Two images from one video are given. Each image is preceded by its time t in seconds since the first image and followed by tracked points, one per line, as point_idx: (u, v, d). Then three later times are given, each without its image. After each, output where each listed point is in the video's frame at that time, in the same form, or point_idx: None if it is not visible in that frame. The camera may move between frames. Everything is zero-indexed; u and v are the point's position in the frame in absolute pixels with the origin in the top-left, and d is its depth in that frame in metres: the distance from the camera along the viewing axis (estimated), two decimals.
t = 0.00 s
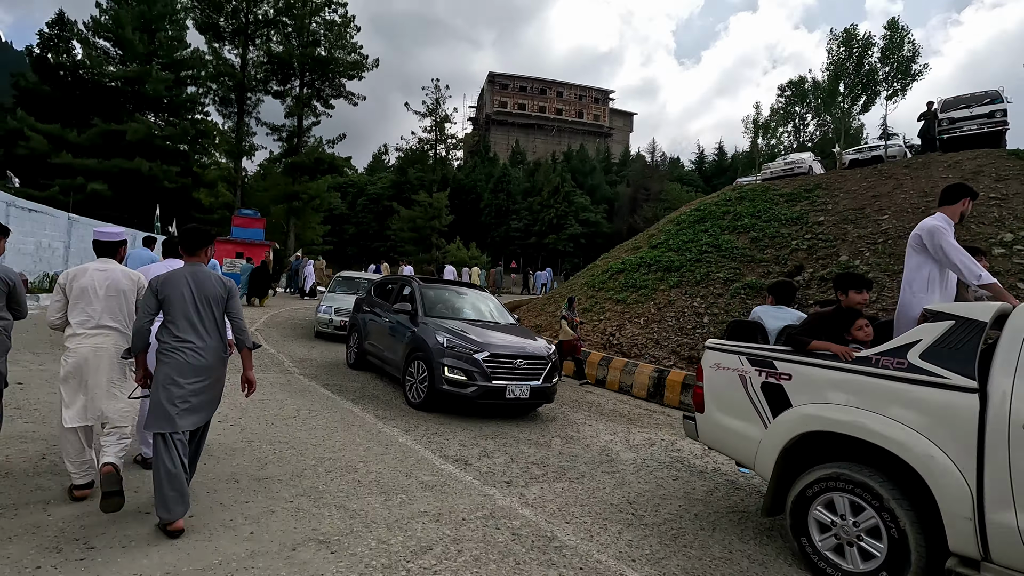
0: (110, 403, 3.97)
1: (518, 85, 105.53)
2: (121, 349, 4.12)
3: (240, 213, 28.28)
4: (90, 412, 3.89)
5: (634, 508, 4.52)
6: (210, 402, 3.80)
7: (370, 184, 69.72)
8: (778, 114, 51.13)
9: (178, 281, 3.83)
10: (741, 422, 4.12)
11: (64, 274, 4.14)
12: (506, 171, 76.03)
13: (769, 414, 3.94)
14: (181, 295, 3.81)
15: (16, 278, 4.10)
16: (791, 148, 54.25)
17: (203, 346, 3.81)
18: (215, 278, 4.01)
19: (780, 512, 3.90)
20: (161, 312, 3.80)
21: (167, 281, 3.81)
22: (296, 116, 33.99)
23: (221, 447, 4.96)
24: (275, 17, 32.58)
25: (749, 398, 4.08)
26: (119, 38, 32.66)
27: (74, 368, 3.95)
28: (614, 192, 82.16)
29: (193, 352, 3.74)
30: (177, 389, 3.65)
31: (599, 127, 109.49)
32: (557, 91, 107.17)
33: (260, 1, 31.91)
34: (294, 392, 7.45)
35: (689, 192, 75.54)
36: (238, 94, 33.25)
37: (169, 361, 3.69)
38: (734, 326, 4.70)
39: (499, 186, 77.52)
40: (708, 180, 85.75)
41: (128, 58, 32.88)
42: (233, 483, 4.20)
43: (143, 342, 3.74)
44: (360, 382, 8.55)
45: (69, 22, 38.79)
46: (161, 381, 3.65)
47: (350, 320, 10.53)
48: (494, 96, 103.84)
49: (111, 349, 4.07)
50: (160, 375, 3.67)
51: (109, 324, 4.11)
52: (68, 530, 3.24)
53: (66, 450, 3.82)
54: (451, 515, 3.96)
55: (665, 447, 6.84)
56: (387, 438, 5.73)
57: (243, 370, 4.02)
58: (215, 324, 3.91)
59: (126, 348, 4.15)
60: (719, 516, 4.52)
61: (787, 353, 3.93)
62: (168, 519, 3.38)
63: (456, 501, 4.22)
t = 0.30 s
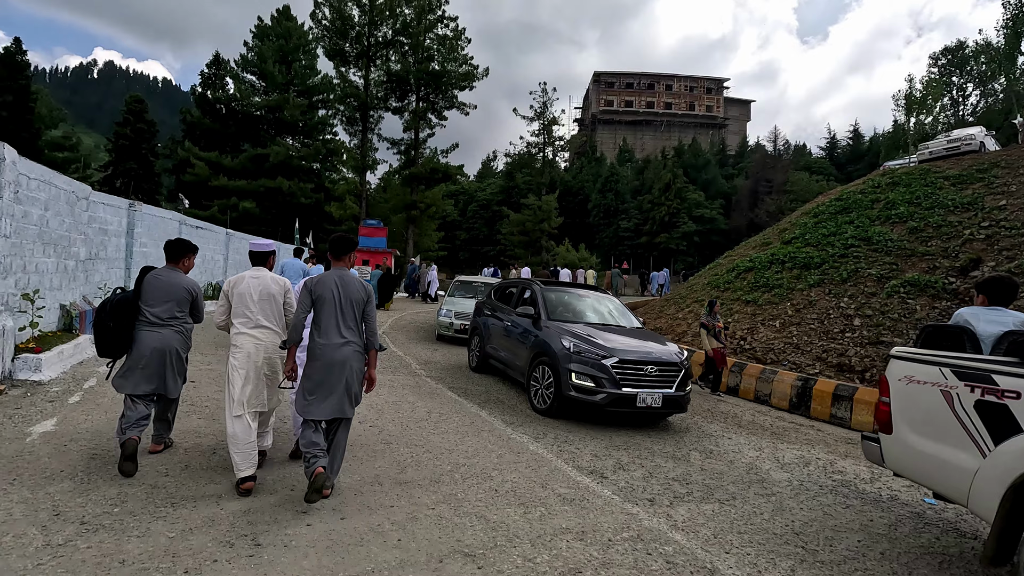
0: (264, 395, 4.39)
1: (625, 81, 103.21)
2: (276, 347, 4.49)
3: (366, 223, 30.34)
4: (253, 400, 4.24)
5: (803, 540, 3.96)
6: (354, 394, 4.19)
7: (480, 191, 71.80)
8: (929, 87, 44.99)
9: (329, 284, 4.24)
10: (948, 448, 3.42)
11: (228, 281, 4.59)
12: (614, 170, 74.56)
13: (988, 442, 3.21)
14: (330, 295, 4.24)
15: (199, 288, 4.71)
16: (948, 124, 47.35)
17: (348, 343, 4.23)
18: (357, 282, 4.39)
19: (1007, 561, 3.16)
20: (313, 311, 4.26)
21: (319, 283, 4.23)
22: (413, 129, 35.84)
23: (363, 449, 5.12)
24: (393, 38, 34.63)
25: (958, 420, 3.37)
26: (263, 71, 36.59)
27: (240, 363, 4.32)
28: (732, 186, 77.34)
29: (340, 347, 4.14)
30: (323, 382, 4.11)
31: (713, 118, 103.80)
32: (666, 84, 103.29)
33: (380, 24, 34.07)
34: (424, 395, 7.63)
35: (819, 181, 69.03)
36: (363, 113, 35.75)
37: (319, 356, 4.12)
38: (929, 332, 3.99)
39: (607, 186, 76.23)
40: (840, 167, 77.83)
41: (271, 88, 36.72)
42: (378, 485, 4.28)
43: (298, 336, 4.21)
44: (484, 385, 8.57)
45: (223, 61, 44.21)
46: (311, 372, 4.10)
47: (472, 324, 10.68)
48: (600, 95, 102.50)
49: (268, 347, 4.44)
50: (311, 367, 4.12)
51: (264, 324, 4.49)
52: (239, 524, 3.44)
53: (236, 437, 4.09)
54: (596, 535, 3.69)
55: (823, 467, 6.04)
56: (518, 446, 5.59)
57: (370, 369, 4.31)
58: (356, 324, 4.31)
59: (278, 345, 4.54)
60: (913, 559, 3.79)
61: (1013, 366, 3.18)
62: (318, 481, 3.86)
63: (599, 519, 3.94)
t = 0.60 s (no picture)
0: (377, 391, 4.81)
1: (731, 67, 97.32)
2: (390, 347, 4.92)
3: (468, 226, 31.06)
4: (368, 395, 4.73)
5: None
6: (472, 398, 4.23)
7: (578, 189, 71.25)
8: None
9: (443, 294, 4.28)
10: None
11: (352, 284, 5.04)
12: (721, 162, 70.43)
13: None
14: (446, 306, 4.26)
15: (325, 290, 5.19)
16: None
17: (462, 350, 4.26)
18: (467, 291, 4.41)
19: None
20: (430, 321, 4.28)
21: (435, 295, 4.26)
22: (512, 131, 36.14)
23: (480, 459, 4.97)
24: (492, 43, 35.14)
25: None
26: (372, 86, 38.76)
27: (356, 361, 4.80)
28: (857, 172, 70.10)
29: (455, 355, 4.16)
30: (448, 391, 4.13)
31: (834, 99, 94.77)
32: (778, 66, 95.95)
33: (479, 30, 34.71)
34: (535, 402, 7.41)
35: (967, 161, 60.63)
36: (464, 118, 36.68)
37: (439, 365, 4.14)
38: None
39: (713, 178, 72.26)
40: (994, 144, 67.85)
41: (379, 101, 38.81)
42: (497, 502, 4.07)
43: (418, 346, 4.26)
44: (596, 392, 8.17)
45: (337, 79, 47.45)
46: (434, 381, 4.14)
47: (580, 327, 10.30)
48: (703, 83, 97.81)
49: (384, 347, 4.88)
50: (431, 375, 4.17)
51: (381, 327, 4.94)
52: (362, 538, 3.37)
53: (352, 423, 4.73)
54: None
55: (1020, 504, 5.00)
56: (642, 462, 5.17)
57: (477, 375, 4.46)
58: (470, 331, 4.35)
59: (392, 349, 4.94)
60: None
61: None
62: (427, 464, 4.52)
63: (748, 558, 3.45)
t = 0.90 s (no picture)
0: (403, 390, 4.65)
1: (753, 61, 95.55)
2: (415, 346, 4.81)
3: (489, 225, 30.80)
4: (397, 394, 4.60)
5: None
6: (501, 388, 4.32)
7: (598, 187, 70.59)
8: None
9: (466, 288, 4.42)
10: None
11: (376, 283, 4.95)
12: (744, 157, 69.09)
13: None
14: (468, 300, 4.39)
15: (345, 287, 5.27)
16: None
17: (488, 344, 4.36)
18: (490, 284, 4.54)
19: None
20: (455, 315, 4.41)
21: (457, 289, 4.42)
22: (533, 129, 35.76)
23: (515, 472, 4.62)
24: (512, 40, 34.81)
25: None
26: (392, 86, 38.74)
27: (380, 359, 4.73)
28: (887, 166, 68.14)
29: (482, 347, 4.26)
30: (478, 382, 4.24)
31: (861, 91, 92.34)
32: (802, 59, 93.85)
33: (498, 27, 34.42)
34: (567, 408, 7.03)
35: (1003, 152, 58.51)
36: (484, 117, 36.40)
37: (466, 357, 4.27)
38: None
39: (736, 174, 70.96)
40: None
41: (398, 101, 38.77)
42: (538, 522, 3.71)
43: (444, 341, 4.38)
44: (632, 398, 7.73)
45: (356, 80, 47.61)
46: (461, 375, 4.25)
47: (610, 329, 9.89)
48: (724, 78, 96.20)
49: (409, 344, 4.77)
50: (459, 367, 4.28)
51: (406, 325, 4.82)
52: (393, 567, 3.05)
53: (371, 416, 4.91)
54: None
55: None
56: (691, 477, 4.76)
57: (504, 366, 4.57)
58: (493, 324, 4.45)
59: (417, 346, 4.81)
60: None
61: None
62: (462, 477, 4.30)
63: None
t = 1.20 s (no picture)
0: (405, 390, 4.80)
1: (757, 58, 94.96)
2: (414, 345, 4.95)
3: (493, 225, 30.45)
4: (400, 393, 4.74)
5: None
6: (500, 398, 4.26)
7: (602, 187, 70.23)
8: None
9: (473, 298, 4.38)
10: None
11: (373, 287, 5.10)
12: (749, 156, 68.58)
13: None
14: (476, 310, 4.32)
15: (350, 291, 5.31)
16: None
17: (493, 353, 4.30)
18: (499, 294, 4.46)
19: None
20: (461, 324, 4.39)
21: (464, 298, 4.40)
22: (537, 128, 35.36)
23: (534, 495, 4.27)
24: (516, 37, 34.41)
25: None
26: (394, 85, 38.39)
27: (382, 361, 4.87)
28: (893, 163, 67.53)
29: (483, 356, 4.21)
30: (479, 390, 4.17)
31: (866, 89, 91.65)
32: (806, 56, 93.20)
33: (502, 25, 34.05)
34: (583, 418, 6.65)
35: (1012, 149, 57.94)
36: (488, 115, 35.95)
37: (469, 365, 4.21)
38: None
39: (740, 172, 70.56)
40: None
41: (401, 100, 38.42)
42: (564, 556, 3.36)
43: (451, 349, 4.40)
44: (650, 408, 7.34)
45: (359, 79, 47.29)
46: (464, 383, 4.19)
47: (623, 333, 9.52)
48: (728, 76, 95.70)
49: (408, 345, 4.92)
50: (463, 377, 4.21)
51: (405, 327, 4.98)
52: None
53: (379, 423, 4.76)
54: None
55: None
56: (725, 500, 4.38)
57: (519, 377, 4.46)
58: (501, 335, 4.36)
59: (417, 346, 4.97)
60: None
61: None
62: (478, 499, 3.94)
63: None
